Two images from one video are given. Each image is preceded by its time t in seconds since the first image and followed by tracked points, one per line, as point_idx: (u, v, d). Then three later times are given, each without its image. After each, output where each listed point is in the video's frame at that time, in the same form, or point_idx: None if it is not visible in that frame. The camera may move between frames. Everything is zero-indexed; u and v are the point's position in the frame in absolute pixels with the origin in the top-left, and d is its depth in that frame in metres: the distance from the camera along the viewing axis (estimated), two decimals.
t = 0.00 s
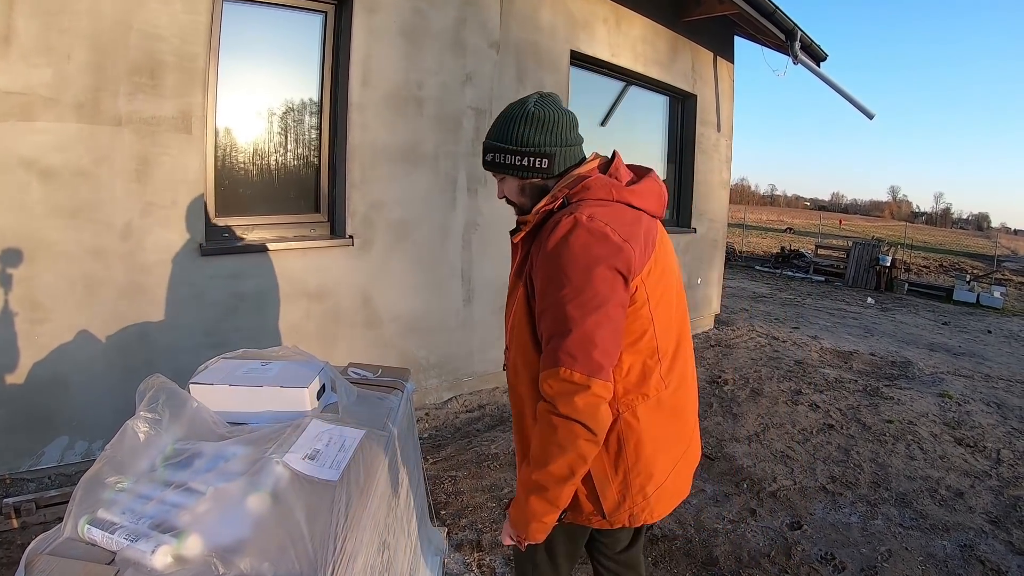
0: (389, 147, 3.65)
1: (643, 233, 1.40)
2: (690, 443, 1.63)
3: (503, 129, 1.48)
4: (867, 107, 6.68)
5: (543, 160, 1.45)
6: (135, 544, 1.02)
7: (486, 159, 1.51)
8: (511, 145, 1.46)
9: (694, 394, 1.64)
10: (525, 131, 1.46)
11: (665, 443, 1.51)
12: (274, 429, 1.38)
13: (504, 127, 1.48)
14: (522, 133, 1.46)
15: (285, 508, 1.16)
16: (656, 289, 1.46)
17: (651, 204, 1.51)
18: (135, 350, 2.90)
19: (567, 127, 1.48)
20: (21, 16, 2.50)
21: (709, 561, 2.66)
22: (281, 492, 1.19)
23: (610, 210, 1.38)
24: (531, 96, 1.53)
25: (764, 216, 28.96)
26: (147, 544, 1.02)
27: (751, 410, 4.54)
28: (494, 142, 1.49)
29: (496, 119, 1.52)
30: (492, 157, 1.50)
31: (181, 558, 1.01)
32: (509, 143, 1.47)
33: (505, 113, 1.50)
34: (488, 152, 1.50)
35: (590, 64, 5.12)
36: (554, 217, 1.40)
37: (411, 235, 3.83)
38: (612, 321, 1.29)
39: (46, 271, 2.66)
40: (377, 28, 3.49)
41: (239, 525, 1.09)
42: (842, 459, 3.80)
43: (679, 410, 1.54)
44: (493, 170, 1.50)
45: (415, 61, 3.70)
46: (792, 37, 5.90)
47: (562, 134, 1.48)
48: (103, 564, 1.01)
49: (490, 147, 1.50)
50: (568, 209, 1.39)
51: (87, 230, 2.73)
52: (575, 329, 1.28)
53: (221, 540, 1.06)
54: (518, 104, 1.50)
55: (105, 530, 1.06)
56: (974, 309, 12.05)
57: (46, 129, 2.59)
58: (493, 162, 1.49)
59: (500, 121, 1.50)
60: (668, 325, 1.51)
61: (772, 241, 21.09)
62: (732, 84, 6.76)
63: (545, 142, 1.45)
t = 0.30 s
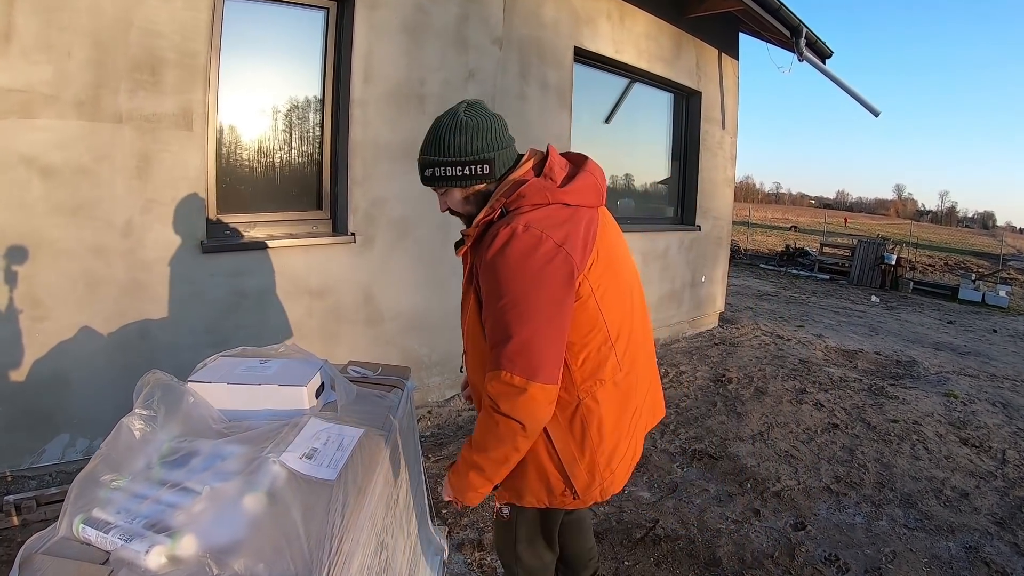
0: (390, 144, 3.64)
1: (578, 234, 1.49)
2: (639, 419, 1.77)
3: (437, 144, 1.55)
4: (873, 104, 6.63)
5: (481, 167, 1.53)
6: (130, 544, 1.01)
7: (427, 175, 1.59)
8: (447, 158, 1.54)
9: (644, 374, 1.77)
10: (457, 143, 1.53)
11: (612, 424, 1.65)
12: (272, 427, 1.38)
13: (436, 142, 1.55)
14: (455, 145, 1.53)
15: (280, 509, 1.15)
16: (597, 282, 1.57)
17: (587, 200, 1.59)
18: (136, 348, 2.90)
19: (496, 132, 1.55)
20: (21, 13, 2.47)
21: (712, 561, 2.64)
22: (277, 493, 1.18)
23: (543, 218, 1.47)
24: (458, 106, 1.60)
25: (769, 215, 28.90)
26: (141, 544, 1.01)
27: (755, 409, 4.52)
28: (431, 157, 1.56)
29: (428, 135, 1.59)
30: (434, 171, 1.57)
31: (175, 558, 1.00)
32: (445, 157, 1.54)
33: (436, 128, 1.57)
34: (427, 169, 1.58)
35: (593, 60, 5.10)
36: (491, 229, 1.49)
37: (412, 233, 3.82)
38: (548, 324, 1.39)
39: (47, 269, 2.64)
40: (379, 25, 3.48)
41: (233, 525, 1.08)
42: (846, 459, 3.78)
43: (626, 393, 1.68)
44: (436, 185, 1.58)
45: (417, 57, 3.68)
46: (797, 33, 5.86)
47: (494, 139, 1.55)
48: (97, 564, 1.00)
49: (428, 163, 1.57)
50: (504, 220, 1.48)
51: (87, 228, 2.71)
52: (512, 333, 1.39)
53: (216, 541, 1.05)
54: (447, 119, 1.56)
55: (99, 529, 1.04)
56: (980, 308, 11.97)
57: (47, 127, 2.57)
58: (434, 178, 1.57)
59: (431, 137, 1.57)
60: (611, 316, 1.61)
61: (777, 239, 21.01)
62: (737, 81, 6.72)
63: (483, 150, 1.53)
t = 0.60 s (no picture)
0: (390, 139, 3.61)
1: (547, 216, 1.51)
2: (634, 387, 1.81)
3: (385, 175, 1.52)
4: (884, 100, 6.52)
5: (433, 190, 1.51)
6: (101, 549, 0.97)
7: (383, 208, 1.56)
8: (398, 189, 1.51)
9: (627, 344, 1.81)
10: (404, 172, 1.50)
11: (607, 395, 1.69)
12: (255, 429, 1.36)
13: (384, 175, 1.52)
14: (402, 174, 1.50)
15: (258, 514, 1.11)
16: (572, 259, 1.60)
17: (546, 188, 1.62)
18: (131, 346, 2.89)
19: (440, 152, 1.52)
20: (15, 9, 2.44)
21: (711, 567, 2.62)
22: (255, 498, 1.14)
23: (510, 208, 1.48)
24: (399, 134, 1.56)
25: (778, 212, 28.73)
26: (111, 550, 0.96)
27: (761, 409, 4.48)
28: (382, 190, 1.53)
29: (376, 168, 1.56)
30: (390, 202, 1.53)
31: (146, 564, 0.94)
32: (395, 187, 1.51)
33: (381, 160, 1.54)
34: (381, 202, 1.55)
35: (597, 55, 5.06)
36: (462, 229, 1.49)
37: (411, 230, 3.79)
38: (535, 305, 1.40)
39: (41, 266, 2.62)
40: (377, 19, 3.45)
41: (208, 530, 1.03)
42: (853, 462, 3.73)
43: (615, 363, 1.72)
44: (394, 216, 1.56)
45: (417, 52, 3.65)
46: (806, 27, 5.78)
47: (439, 160, 1.52)
48: (69, 570, 0.96)
49: (381, 196, 1.54)
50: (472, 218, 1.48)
51: (83, 225, 2.69)
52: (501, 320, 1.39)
53: (190, 545, 0.99)
54: (390, 149, 1.53)
55: (72, 533, 1.01)
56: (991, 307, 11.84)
57: (41, 124, 2.55)
58: (389, 210, 1.55)
59: (379, 170, 1.54)
60: (590, 290, 1.65)
61: (786, 236, 20.87)
62: (745, 76, 6.65)
63: (432, 173, 1.50)
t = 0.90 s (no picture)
0: (385, 131, 3.57)
1: (521, 208, 1.60)
2: (615, 359, 1.93)
3: (369, 187, 1.60)
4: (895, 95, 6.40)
5: (415, 197, 1.60)
6: (54, 557, 0.93)
7: (368, 220, 1.63)
8: (382, 198, 1.59)
9: (603, 321, 1.94)
10: (387, 182, 1.58)
11: (591, 368, 1.80)
12: (221, 436, 1.33)
13: (367, 187, 1.60)
14: (385, 184, 1.58)
15: (216, 523, 1.08)
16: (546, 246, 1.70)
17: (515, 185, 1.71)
18: (123, 345, 2.80)
19: (419, 163, 1.62)
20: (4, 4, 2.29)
21: None
22: (215, 508, 1.11)
23: (487, 203, 1.56)
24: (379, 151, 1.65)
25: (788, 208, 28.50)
26: (65, 558, 0.92)
27: (766, 411, 4.42)
28: (367, 201, 1.61)
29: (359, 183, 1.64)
30: (375, 213, 1.61)
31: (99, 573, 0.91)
32: (379, 197, 1.59)
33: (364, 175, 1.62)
34: (366, 214, 1.62)
35: (600, 48, 4.99)
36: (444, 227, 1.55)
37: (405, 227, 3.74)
38: (519, 286, 1.48)
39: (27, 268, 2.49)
40: (371, 11, 3.40)
41: (164, 542, 1.00)
42: (860, 467, 3.66)
43: (595, 339, 1.84)
44: (379, 226, 1.63)
45: (413, 44, 3.60)
46: (815, 20, 5.67)
47: (418, 170, 1.62)
48: None
49: (366, 208, 1.61)
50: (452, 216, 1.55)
51: (74, 223, 2.58)
52: (491, 306, 1.46)
53: (145, 555, 0.97)
54: (371, 163, 1.62)
55: (30, 539, 0.98)
56: (1004, 306, 11.66)
57: (31, 121, 2.41)
58: (374, 220, 1.62)
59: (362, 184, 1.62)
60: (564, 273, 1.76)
61: (796, 232, 20.68)
62: (753, 70, 6.54)
63: (413, 181, 1.60)
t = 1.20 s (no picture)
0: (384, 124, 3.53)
1: (489, 208, 1.64)
2: (616, 337, 1.92)
3: (356, 205, 1.66)
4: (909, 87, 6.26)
5: (399, 210, 1.65)
6: (18, 560, 0.91)
7: (359, 237, 1.70)
8: (368, 214, 1.65)
9: (601, 300, 1.93)
10: (372, 198, 1.64)
11: (588, 349, 1.80)
12: (197, 437, 1.30)
13: (355, 204, 1.66)
14: (370, 200, 1.64)
15: (184, 529, 1.05)
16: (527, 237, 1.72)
17: (487, 187, 1.75)
18: (116, 340, 2.78)
19: (402, 178, 1.67)
20: None
21: None
22: (184, 513, 1.08)
23: (454, 208, 1.62)
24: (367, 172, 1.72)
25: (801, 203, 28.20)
26: (28, 562, 0.90)
27: (775, 411, 4.36)
28: (355, 218, 1.67)
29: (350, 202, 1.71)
30: (363, 229, 1.67)
31: None
32: (366, 213, 1.65)
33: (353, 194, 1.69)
34: (356, 231, 1.69)
35: (605, 39, 4.91)
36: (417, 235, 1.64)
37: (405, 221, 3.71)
38: (481, 286, 1.54)
39: (23, 263, 2.48)
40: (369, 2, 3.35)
41: (131, 547, 0.98)
42: (870, 471, 3.60)
43: (592, 318, 1.84)
44: (369, 241, 1.69)
45: (413, 35, 3.55)
46: (827, 11, 5.55)
47: (402, 185, 1.67)
48: None
49: (356, 225, 1.68)
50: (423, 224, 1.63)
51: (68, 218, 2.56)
52: (456, 307, 1.53)
53: (110, 559, 0.94)
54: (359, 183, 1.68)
55: None
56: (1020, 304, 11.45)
57: (25, 117, 2.40)
58: (364, 237, 1.68)
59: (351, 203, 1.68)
60: (550, 259, 1.77)
61: (810, 228, 20.45)
62: (765, 62, 6.43)
63: (397, 195, 1.65)
